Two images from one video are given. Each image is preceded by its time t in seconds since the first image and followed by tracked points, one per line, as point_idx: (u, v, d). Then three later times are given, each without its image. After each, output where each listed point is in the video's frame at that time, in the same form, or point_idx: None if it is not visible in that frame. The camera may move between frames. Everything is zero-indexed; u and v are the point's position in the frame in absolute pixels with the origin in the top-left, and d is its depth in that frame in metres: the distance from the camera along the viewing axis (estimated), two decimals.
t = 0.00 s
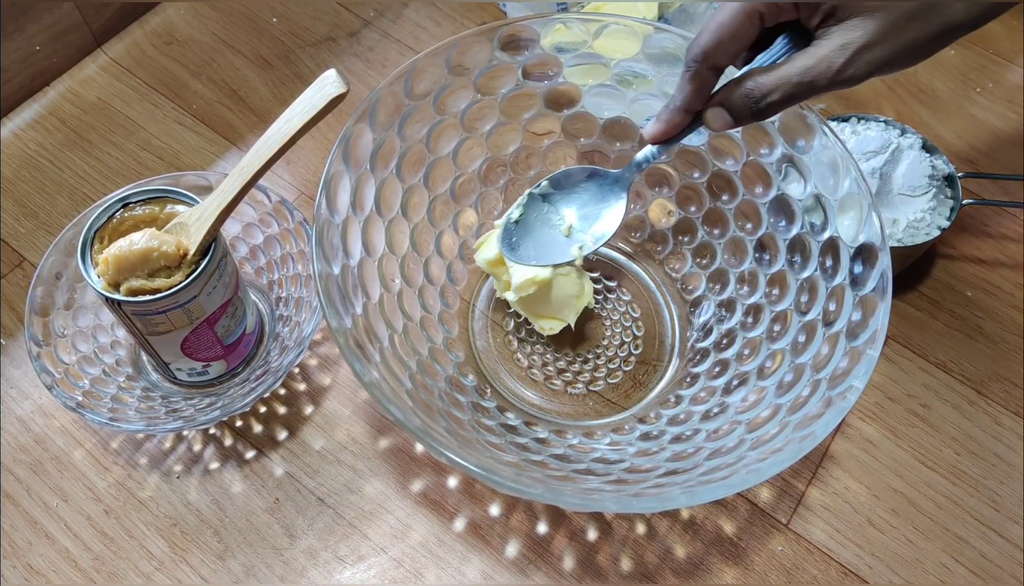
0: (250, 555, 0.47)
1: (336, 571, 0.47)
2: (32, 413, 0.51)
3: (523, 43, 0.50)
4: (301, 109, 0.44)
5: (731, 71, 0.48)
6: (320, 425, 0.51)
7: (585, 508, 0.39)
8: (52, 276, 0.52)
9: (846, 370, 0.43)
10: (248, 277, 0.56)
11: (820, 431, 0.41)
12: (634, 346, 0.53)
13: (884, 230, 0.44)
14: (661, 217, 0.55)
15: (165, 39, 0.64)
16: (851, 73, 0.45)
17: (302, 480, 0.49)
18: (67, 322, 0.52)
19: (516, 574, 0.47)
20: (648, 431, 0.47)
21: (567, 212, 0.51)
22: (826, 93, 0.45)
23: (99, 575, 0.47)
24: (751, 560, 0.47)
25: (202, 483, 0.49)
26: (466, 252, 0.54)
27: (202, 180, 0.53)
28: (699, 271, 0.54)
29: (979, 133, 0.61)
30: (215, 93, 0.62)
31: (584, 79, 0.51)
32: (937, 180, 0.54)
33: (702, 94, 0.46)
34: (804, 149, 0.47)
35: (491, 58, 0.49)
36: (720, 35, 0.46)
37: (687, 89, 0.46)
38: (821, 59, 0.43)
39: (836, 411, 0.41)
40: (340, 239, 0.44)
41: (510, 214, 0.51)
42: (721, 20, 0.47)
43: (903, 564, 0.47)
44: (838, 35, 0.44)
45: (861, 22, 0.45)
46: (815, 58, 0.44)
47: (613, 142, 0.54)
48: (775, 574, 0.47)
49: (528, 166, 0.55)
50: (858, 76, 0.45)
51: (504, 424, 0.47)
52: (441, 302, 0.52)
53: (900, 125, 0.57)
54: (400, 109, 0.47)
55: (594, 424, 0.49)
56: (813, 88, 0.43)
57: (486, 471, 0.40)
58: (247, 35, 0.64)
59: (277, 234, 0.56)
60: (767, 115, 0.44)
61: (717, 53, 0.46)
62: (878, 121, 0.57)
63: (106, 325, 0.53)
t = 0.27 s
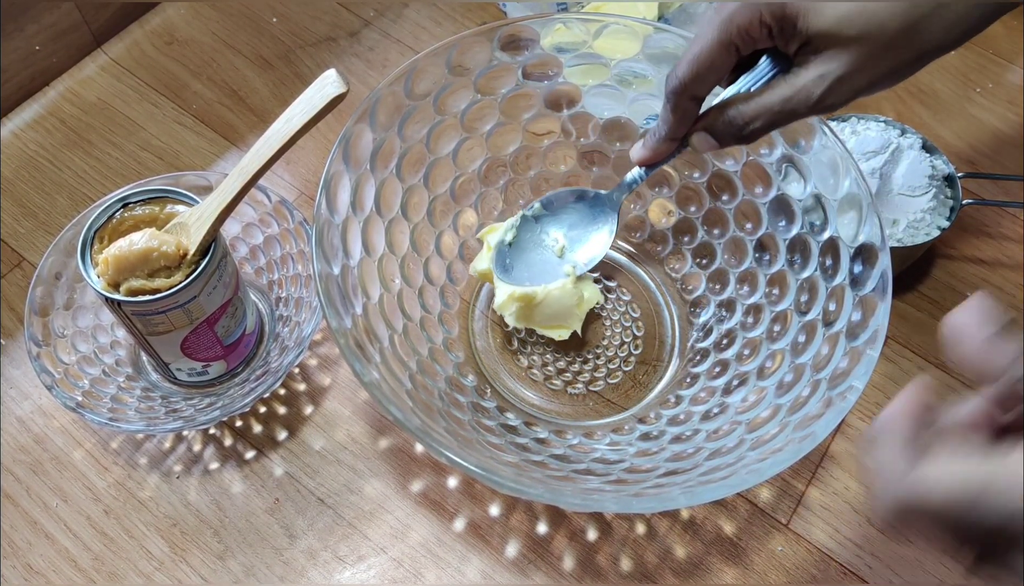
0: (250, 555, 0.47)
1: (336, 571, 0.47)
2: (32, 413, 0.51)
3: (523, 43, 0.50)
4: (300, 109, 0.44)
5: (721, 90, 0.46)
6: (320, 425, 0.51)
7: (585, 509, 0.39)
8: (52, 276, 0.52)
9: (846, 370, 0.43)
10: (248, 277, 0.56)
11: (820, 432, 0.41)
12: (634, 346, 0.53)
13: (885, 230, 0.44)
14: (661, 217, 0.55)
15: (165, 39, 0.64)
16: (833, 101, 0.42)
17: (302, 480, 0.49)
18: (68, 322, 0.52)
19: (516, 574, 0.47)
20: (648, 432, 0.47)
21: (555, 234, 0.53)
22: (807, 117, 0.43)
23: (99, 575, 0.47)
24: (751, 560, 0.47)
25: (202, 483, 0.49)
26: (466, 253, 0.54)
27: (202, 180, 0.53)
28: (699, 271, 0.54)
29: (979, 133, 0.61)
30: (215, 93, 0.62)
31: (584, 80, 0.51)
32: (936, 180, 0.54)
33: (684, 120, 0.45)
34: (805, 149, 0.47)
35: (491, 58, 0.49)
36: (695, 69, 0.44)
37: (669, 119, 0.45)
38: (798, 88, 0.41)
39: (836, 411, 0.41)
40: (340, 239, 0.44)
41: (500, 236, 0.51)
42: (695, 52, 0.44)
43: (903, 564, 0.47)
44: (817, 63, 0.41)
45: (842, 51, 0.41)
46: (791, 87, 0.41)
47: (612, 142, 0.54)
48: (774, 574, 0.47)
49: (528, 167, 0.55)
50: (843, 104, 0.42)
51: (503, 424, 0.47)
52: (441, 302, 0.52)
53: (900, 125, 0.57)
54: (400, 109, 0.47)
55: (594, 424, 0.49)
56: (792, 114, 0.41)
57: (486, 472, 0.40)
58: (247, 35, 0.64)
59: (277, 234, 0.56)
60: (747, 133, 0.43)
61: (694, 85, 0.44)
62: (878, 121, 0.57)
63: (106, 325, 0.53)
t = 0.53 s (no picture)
0: (250, 555, 0.47)
1: (336, 572, 0.47)
2: (32, 413, 0.51)
3: (523, 43, 0.50)
4: (300, 109, 0.45)
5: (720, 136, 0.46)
6: (320, 425, 0.51)
7: (585, 509, 0.39)
8: (52, 277, 0.52)
9: (846, 370, 0.43)
10: (248, 277, 0.56)
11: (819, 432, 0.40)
12: (634, 346, 0.53)
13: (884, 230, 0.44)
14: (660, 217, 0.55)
15: (165, 39, 0.64)
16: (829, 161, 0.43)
17: (302, 480, 0.49)
18: (67, 323, 0.52)
19: (516, 575, 0.47)
20: (648, 432, 0.47)
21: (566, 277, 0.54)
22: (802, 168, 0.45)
23: (99, 575, 0.47)
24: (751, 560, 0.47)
25: (202, 483, 0.49)
26: (466, 253, 0.54)
27: (202, 181, 0.53)
28: (699, 271, 0.54)
29: (978, 133, 0.61)
30: (215, 94, 0.62)
31: (584, 80, 0.51)
32: (937, 179, 0.54)
33: (684, 172, 0.46)
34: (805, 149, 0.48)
35: (490, 58, 0.49)
36: (692, 130, 0.43)
37: (670, 171, 0.46)
38: (794, 150, 0.42)
39: (835, 413, 0.41)
40: (340, 239, 0.44)
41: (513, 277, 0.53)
42: (690, 110, 0.43)
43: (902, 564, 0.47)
44: (812, 126, 0.42)
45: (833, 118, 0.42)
46: (788, 149, 0.42)
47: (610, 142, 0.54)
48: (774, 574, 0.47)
49: (528, 167, 0.55)
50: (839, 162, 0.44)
51: (503, 424, 0.47)
52: (441, 302, 0.52)
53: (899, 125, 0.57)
54: (399, 109, 0.47)
55: (594, 424, 0.49)
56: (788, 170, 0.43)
57: (486, 472, 0.40)
58: (247, 36, 0.64)
59: (277, 234, 0.56)
60: (747, 181, 0.45)
61: (692, 142, 0.44)
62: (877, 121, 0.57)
63: (106, 326, 0.53)
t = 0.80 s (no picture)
0: (250, 555, 0.47)
1: (336, 571, 0.47)
2: (31, 413, 0.51)
3: (530, 41, 0.49)
4: (301, 109, 0.45)
5: (740, 85, 0.46)
6: (320, 425, 0.51)
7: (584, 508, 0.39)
8: (51, 276, 0.52)
9: (847, 375, 0.43)
10: (249, 277, 0.56)
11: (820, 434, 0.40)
12: (635, 347, 0.53)
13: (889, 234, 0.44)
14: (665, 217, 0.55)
15: (165, 39, 0.64)
16: (846, 91, 0.44)
17: (302, 480, 0.49)
18: (67, 322, 0.52)
19: (516, 574, 0.47)
20: (648, 433, 0.48)
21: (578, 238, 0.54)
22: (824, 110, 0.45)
23: (99, 574, 0.47)
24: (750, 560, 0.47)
25: (202, 483, 0.49)
26: (468, 252, 0.54)
27: (202, 180, 0.53)
28: (702, 273, 0.54)
29: (978, 134, 0.61)
30: (215, 94, 0.62)
31: (591, 80, 0.51)
32: (937, 179, 0.54)
33: (705, 128, 0.46)
34: (810, 151, 0.47)
35: (499, 55, 0.49)
36: (705, 83, 0.44)
37: (690, 126, 0.47)
38: (810, 85, 0.43)
39: (836, 416, 0.41)
40: (344, 236, 0.44)
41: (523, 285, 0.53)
42: (701, 60, 0.44)
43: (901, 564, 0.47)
44: (825, 56, 0.42)
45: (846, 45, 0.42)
46: (805, 84, 0.43)
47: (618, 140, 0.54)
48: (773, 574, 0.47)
49: (529, 166, 0.55)
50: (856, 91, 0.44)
51: (504, 423, 0.47)
52: (444, 300, 0.52)
53: (900, 125, 0.57)
54: (407, 106, 0.47)
55: (594, 424, 0.49)
56: (810, 107, 0.44)
57: (486, 470, 0.40)
58: (247, 36, 0.64)
59: (277, 234, 0.56)
60: (767, 128, 0.45)
61: (707, 95, 0.45)
62: (878, 121, 0.57)
63: (106, 326, 0.53)
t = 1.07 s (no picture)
0: (250, 555, 0.47)
1: (336, 571, 0.47)
2: (31, 412, 0.51)
3: (529, 40, 0.49)
4: (299, 108, 0.45)
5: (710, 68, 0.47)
6: (320, 425, 0.51)
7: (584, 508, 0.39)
8: (51, 276, 0.52)
9: (847, 374, 0.43)
10: (248, 277, 0.56)
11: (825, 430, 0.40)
12: (635, 346, 0.53)
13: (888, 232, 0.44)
14: (666, 218, 0.55)
15: (164, 38, 0.64)
16: (817, 78, 0.45)
17: (302, 479, 0.49)
18: (66, 322, 0.52)
19: (516, 573, 0.47)
20: (648, 431, 0.48)
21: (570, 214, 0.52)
22: (794, 96, 0.45)
23: (99, 574, 0.47)
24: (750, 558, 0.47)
25: (202, 483, 0.49)
26: (468, 251, 0.54)
27: (201, 180, 0.53)
28: (702, 272, 0.54)
29: (979, 132, 0.61)
30: (214, 93, 0.62)
31: (591, 79, 0.51)
32: (937, 178, 0.54)
33: (679, 93, 0.46)
34: (810, 149, 0.47)
35: (498, 54, 0.49)
36: (688, 45, 0.44)
37: (662, 97, 0.46)
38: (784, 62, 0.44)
39: (836, 415, 0.41)
40: (343, 235, 0.43)
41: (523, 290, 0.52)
42: (685, 27, 0.44)
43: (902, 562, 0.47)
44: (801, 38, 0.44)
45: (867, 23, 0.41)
46: (781, 63, 0.44)
47: (618, 140, 0.53)
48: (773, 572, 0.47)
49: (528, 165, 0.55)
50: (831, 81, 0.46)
51: (504, 422, 0.47)
52: (443, 299, 0.52)
53: (900, 123, 0.57)
54: (406, 105, 0.47)
55: (594, 423, 0.49)
56: (778, 91, 0.44)
57: (485, 469, 0.40)
58: (246, 34, 0.64)
59: (277, 234, 0.56)
60: (740, 107, 0.45)
61: (684, 62, 0.45)
62: (878, 120, 0.57)
63: (106, 325, 0.53)
